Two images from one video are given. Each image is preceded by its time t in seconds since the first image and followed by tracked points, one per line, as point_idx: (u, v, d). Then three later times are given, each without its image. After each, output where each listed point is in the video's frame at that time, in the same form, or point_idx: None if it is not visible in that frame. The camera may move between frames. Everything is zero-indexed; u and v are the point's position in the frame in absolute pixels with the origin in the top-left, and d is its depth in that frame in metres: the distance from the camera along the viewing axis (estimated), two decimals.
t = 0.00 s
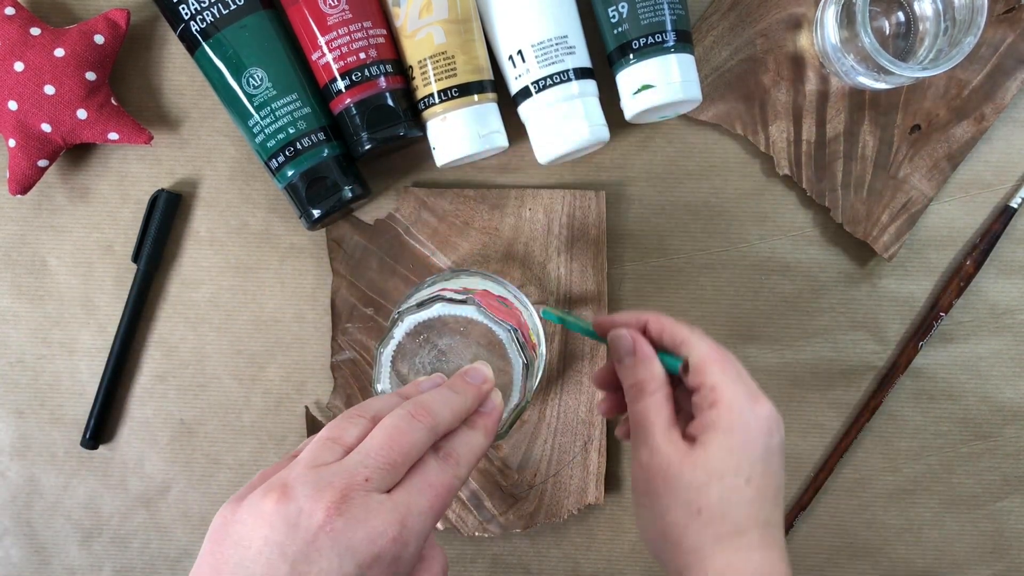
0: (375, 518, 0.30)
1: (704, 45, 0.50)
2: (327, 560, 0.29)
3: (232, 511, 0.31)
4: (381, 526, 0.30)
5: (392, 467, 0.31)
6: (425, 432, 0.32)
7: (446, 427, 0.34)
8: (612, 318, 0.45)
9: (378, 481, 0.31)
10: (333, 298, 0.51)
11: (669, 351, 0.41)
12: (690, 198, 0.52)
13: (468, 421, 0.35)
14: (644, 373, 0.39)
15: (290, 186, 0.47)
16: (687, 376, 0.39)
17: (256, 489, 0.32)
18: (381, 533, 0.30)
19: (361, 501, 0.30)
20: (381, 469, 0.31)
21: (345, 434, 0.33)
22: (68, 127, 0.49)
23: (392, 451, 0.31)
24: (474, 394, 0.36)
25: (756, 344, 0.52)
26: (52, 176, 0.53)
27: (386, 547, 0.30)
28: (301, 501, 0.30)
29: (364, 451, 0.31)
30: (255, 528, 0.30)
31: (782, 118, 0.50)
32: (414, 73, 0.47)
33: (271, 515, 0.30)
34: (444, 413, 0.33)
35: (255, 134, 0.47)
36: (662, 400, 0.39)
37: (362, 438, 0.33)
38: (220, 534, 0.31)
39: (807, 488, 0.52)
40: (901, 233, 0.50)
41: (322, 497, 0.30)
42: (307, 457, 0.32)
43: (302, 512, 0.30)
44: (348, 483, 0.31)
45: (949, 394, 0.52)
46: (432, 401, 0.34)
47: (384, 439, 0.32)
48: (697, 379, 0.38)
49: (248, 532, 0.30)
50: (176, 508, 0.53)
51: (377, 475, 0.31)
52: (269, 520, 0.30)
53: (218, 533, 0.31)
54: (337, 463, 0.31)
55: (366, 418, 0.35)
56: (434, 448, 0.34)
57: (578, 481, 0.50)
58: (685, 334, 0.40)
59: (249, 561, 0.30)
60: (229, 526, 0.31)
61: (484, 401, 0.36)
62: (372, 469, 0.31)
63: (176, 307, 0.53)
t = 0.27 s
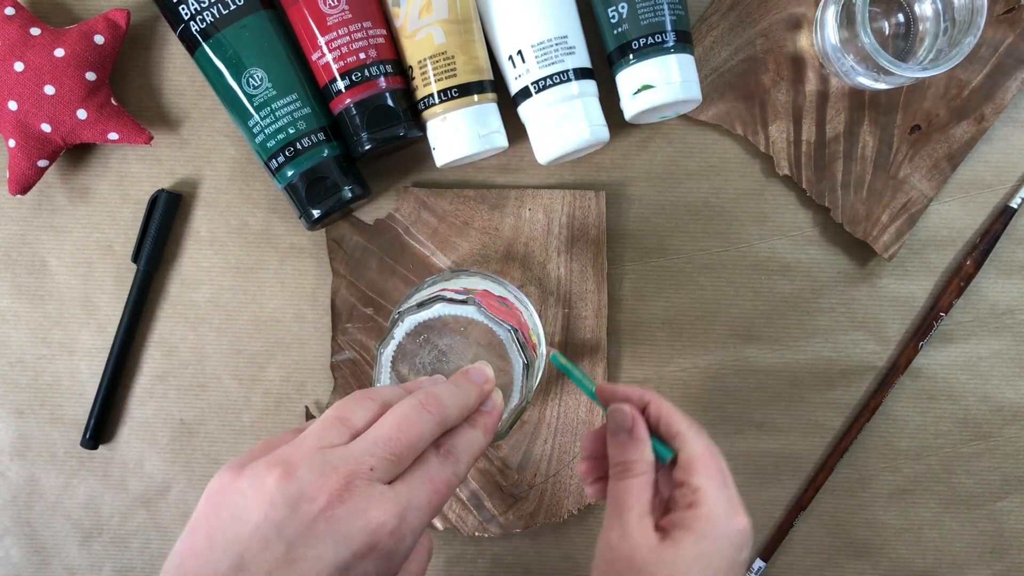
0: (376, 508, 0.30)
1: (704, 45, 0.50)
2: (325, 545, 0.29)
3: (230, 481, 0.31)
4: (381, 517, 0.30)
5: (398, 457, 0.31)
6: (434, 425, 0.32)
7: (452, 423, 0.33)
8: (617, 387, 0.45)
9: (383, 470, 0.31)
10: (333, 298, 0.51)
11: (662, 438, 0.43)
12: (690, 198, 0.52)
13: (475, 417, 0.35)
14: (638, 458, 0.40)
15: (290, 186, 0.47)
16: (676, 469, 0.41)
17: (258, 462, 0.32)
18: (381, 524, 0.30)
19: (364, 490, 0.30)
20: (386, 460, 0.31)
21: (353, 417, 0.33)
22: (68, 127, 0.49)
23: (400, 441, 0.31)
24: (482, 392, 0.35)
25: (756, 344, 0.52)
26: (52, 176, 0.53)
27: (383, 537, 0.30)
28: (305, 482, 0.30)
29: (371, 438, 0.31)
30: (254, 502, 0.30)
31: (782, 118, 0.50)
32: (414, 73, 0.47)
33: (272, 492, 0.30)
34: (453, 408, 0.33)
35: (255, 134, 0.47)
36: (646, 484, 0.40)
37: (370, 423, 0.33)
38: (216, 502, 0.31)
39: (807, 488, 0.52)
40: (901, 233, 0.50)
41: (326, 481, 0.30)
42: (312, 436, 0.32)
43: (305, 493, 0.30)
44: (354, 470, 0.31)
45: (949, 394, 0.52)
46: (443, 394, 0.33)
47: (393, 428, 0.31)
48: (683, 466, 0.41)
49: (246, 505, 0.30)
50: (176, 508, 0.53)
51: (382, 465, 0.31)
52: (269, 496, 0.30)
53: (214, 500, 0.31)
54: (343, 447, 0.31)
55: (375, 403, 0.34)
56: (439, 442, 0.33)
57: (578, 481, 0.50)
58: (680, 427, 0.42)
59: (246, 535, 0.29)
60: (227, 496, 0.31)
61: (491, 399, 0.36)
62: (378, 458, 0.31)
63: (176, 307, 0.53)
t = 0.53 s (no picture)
0: (372, 500, 0.30)
1: (704, 45, 0.50)
2: (320, 528, 0.30)
3: (239, 446, 0.32)
4: (376, 509, 0.30)
5: (401, 451, 0.31)
6: (440, 421, 0.32)
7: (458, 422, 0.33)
8: (573, 459, 0.45)
9: (385, 463, 0.31)
10: (333, 298, 0.51)
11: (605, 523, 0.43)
12: (690, 198, 0.52)
13: (481, 414, 0.34)
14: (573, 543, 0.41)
15: (290, 186, 0.47)
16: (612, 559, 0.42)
17: (267, 433, 0.32)
18: (375, 516, 0.30)
19: (363, 481, 0.31)
20: (389, 453, 0.31)
21: (365, 401, 0.33)
22: (68, 127, 0.49)
23: (405, 436, 0.31)
24: (487, 392, 0.34)
25: (756, 344, 0.52)
26: (52, 176, 0.53)
27: (376, 529, 0.31)
28: (307, 463, 0.31)
29: (378, 428, 0.31)
30: (257, 473, 0.31)
31: (782, 118, 0.50)
32: (414, 73, 0.47)
33: (275, 467, 0.31)
34: (461, 406, 0.32)
35: (255, 134, 0.47)
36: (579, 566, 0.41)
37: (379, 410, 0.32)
38: (225, 463, 0.32)
39: (807, 488, 0.52)
40: (901, 233, 0.50)
41: (327, 465, 0.30)
42: (321, 415, 0.32)
43: (306, 474, 0.30)
44: (357, 459, 0.30)
45: (949, 394, 0.52)
46: (454, 390, 0.33)
47: (401, 421, 0.31)
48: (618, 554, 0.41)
49: (249, 474, 0.31)
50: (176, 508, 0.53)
51: (385, 457, 0.31)
52: (271, 471, 0.31)
53: (222, 458, 0.32)
54: (350, 433, 0.31)
55: (389, 388, 0.34)
56: (442, 438, 0.33)
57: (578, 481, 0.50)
58: (624, 515, 0.42)
59: (245, 503, 0.31)
60: (234, 459, 0.32)
61: (495, 398, 0.35)
62: (382, 450, 0.31)
63: (176, 307, 0.53)
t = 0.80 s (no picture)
0: (365, 494, 0.30)
1: (704, 45, 0.50)
2: (311, 517, 0.31)
3: (238, 432, 0.33)
4: (368, 504, 0.30)
5: (397, 446, 0.31)
6: (438, 418, 0.31)
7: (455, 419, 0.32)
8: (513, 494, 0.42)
9: (381, 457, 0.31)
10: (333, 298, 0.51)
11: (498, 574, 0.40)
12: (690, 198, 0.52)
13: (479, 414, 0.34)
14: None
15: (290, 186, 0.47)
16: None
17: (267, 421, 0.33)
18: (366, 510, 0.30)
19: (357, 473, 0.30)
20: (384, 447, 0.31)
21: (364, 394, 0.32)
22: (68, 127, 0.49)
23: (402, 431, 0.31)
24: (485, 392, 0.34)
25: (756, 344, 0.52)
26: (52, 176, 0.53)
27: (366, 523, 0.31)
28: (303, 453, 0.31)
29: (376, 421, 0.31)
30: (254, 461, 0.31)
31: (782, 118, 0.50)
32: (414, 73, 0.47)
33: (271, 455, 0.31)
34: (460, 403, 0.32)
35: (255, 134, 0.47)
36: None
37: (378, 404, 0.32)
38: (223, 448, 0.33)
39: (806, 488, 0.52)
40: (901, 233, 0.50)
41: (321, 456, 0.31)
42: (320, 406, 0.32)
43: (301, 463, 0.31)
44: (351, 451, 0.30)
45: (949, 394, 0.52)
46: (454, 388, 0.32)
47: (398, 415, 0.31)
48: None
49: (246, 461, 0.32)
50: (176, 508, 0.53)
51: (380, 451, 0.31)
52: (267, 459, 0.31)
53: (222, 444, 0.33)
54: (346, 425, 0.31)
55: (391, 382, 0.33)
56: (438, 436, 0.33)
57: (578, 481, 0.51)
58: (547, 559, 0.40)
59: (240, 489, 0.31)
60: (233, 444, 0.33)
61: (494, 399, 0.35)
62: (377, 444, 0.31)
63: (176, 307, 0.53)
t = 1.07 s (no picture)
0: (364, 488, 0.30)
1: (704, 45, 0.50)
2: (309, 510, 0.31)
3: (239, 422, 0.33)
4: (367, 498, 0.30)
5: (398, 442, 0.31)
6: (439, 415, 0.31)
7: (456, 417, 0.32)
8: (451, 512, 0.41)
9: (381, 452, 0.31)
10: (333, 298, 0.51)
11: None
12: (690, 198, 0.52)
13: (479, 412, 0.34)
14: None
15: (290, 186, 0.47)
16: None
17: (266, 411, 0.32)
18: (365, 504, 0.30)
19: (357, 467, 0.30)
20: (384, 442, 0.31)
21: (365, 388, 0.32)
22: (68, 127, 0.49)
23: (403, 427, 0.31)
24: (485, 392, 0.34)
25: (756, 344, 0.52)
26: (52, 176, 0.53)
27: (365, 517, 0.30)
28: (303, 446, 0.31)
29: (378, 416, 0.31)
30: (254, 451, 0.31)
31: (782, 118, 0.50)
32: (414, 73, 0.47)
33: (271, 446, 0.31)
34: (460, 401, 0.32)
35: (255, 134, 0.47)
36: None
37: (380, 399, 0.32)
38: (223, 437, 0.32)
39: (806, 489, 0.52)
40: (901, 233, 0.50)
41: (321, 449, 0.30)
42: (321, 398, 0.32)
43: (301, 456, 0.31)
44: (352, 445, 0.30)
45: (949, 394, 0.52)
46: (456, 386, 0.33)
47: (400, 411, 0.31)
48: None
49: (246, 451, 0.31)
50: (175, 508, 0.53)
51: (381, 446, 0.31)
52: (268, 450, 0.31)
53: (221, 433, 0.33)
54: (348, 419, 0.31)
55: (392, 378, 0.33)
56: (438, 433, 0.33)
57: (578, 482, 0.51)
58: (465, 566, 0.39)
59: (239, 480, 0.31)
60: (232, 434, 0.32)
61: (493, 398, 0.35)
62: (378, 439, 0.31)
63: (176, 307, 0.53)
